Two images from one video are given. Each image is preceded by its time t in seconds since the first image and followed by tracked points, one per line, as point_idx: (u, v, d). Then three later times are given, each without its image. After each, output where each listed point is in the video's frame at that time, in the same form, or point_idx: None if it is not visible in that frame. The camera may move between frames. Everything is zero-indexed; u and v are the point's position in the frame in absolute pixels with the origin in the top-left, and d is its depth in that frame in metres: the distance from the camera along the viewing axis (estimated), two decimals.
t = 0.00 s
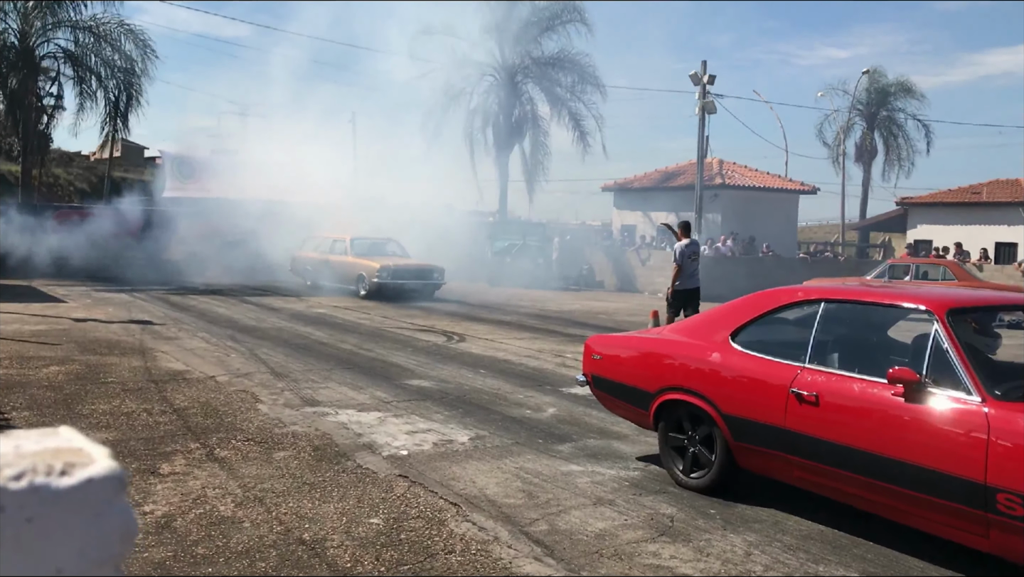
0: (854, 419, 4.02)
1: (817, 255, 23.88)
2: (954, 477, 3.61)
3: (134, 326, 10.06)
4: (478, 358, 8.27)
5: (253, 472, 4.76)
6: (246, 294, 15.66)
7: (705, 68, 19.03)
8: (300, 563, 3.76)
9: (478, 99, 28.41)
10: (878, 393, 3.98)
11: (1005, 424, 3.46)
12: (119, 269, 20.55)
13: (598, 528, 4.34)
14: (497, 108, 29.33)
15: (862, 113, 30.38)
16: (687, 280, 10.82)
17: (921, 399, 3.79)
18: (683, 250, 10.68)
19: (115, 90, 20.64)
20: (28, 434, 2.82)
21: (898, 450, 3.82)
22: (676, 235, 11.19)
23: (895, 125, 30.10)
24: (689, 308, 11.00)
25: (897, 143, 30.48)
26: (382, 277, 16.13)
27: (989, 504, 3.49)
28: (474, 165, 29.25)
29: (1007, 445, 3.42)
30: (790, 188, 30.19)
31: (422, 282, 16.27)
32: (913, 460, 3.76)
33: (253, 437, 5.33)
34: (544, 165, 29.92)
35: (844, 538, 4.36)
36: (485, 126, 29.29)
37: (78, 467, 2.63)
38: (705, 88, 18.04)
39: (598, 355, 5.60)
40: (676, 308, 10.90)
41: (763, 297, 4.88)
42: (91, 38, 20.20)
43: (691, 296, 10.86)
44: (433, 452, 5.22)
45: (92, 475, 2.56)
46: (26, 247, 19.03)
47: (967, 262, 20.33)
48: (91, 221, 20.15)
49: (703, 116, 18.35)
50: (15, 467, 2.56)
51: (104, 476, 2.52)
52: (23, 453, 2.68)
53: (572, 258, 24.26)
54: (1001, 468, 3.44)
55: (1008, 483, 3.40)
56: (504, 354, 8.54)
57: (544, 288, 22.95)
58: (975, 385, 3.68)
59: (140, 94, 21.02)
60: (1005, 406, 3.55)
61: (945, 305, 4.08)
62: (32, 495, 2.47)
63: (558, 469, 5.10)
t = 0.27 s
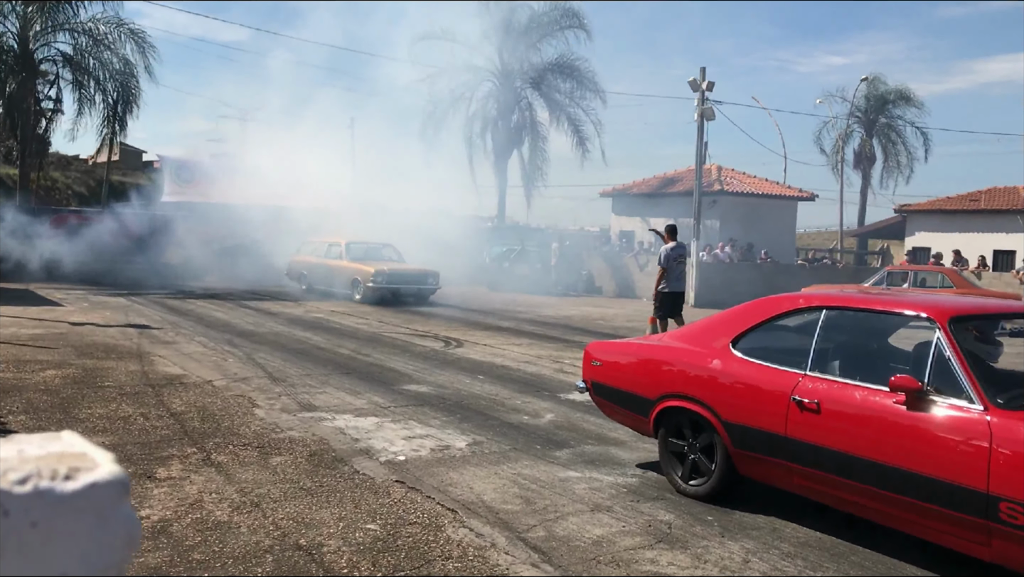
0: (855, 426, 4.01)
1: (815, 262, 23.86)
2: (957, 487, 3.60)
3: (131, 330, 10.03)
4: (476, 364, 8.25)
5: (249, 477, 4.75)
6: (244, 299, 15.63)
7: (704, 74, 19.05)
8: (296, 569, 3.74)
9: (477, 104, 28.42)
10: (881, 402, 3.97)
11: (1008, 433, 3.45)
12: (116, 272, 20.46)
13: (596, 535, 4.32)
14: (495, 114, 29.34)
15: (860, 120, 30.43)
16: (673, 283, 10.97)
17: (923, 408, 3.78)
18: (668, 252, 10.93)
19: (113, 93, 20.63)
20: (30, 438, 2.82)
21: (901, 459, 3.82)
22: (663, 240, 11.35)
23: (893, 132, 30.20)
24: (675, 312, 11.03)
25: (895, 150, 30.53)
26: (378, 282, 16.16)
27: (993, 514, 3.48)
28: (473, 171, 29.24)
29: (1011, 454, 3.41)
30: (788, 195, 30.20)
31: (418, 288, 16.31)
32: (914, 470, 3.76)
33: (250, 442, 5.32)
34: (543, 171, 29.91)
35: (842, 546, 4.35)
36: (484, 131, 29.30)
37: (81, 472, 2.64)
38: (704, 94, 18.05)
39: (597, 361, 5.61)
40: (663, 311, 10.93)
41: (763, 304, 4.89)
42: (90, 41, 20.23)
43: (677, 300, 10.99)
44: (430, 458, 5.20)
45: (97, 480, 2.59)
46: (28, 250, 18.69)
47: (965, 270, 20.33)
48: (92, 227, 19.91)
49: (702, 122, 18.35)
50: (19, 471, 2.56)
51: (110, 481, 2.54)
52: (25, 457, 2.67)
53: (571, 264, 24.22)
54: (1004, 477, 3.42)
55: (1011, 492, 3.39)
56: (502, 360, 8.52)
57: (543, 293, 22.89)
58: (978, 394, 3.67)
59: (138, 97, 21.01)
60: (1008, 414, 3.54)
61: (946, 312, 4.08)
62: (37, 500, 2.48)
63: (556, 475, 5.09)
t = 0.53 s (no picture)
0: (852, 428, 4.03)
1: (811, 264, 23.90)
2: (953, 488, 3.62)
3: (127, 329, 10.04)
4: (471, 363, 8.28)
5: (244, 476, 4.76)
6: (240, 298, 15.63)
7: (700, 76, 19.09)
8: (291, 567, 3.76)
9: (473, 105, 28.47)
10: (878, 403, 3.99)
11: (1005, 435, 3.47)
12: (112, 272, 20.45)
13: (590, 534, 4.34)
14: (491, 115, 29.39)
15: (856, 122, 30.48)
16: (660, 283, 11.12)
17: (921, 410, 3.80)
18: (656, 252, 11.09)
19: (110, 91, 20.64)
20: (27, 415, 2.77)
21: (898, 461, 3.83)
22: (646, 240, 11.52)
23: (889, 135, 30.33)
24: (665, 311, 11.25)
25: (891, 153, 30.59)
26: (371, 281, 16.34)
27: (990, 516, 3.49)
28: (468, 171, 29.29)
29: (1008, 456, 3.43)
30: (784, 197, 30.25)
31: (410, 288, 16.51)
32: (911, 471, 3.78)
33: (244, 441, 5.33)
34: (538, 173, 29.96)
35: (835, 546, 4.37)
36: (481, 132, 29.35)
37: (74, 442, 2.58)
38: (700, 96, 18.09)
39: (595, 362, 5.63)
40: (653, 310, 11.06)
41: (761, 305, 4.91)
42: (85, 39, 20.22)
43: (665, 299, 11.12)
44: (425, 457, 5.22)
45: (91, 452, 2.53)
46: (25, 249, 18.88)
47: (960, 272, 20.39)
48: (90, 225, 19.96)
49: (697, 124, 18.38)
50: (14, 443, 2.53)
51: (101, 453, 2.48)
52: (21, 432, 2.64)
53: (566, 265, 24.25)
54: (1000, 479, 3.44)
55: (1008, 494, 3.41)
56: (497, 360, 8.55)
57: (538, 294, 22.91)
58: (975, 396, 3.69)
59: (134, 95, 21.02)
60: (1006, 416, 3.56)
61: (944, 314, 4.10)
62: (29, 471, 2.45)
63: (551, 475, 5.10)
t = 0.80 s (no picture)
0: (848, 425, 4.04)
1: (804, 262, 23.97)
2: (948, 485, 3.64)
3: (119, 325, 10.03)
4: (464, 360, 8.29)
5: (237, 472, 4.76)
6: (233, 295, 15.61)
7: (693, 74, 19.10)
8: (283, 563, 3.77)
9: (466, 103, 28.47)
10: (873, 401, 4.00)
11: (1000, 432, 3.48)
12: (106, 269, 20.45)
13: (582, 530, 4.35)
14: (485, 113, 29.40)
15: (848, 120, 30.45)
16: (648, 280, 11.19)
17: (916, 407, 3.81)
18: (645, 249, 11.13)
19: (102, 86, 20.55)
20: None
21: (892, 457, 3.85)
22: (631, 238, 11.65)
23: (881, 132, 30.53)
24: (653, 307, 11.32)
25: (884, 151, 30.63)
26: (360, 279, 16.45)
27: (985, 512, 3.51)
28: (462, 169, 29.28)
29: (1003, 453, 3.44)
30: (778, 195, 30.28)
31: (400, 286, 16.65)
32: (905, 468, 3.80)
33: (237, 437, 5.33)
34: (532, 170, 29.96)
35: (827, 542, 4.39)
36: (473, 130, 29.37)
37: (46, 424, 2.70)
38: (693, 94, 18.10)
39: (589, 359, 5.64)
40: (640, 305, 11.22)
41: (756, 302, 4.92)
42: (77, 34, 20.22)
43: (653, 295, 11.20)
44: (418, 453, 5.23)
45: (62, 431, 2.63)
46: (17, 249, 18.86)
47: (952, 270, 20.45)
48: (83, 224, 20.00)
49: (690, 121, 18.39)
50: None
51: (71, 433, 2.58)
52: None
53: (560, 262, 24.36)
54: (996, 476, 3.45)
55: (1003, 491, 3.42)
56: (490, 357, 8.56)
57: (531, 291, 22.96)
58: (970, 393, 3.70)
59: (126, 89, 20.93)
60: (1001, 413, 3.57)
61: (939, 311, 4.11)
62: None
63: (543, 471, 5.11)
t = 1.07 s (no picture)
0: (844, 426, 4.05)
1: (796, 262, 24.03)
2: (943, 485, 3.65)
3: (110, 326, 10.00)
4: (456, 360, 8.29)
5: (229, 472, 4.76)
6: (225, 296, 15.57)
7: (686, 74, 19.12)
8: (275, 564, 3.76)
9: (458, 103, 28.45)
10: (869, 401, 4.01)
11: (996, 432, 3.50)
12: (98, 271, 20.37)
13: (575, 529, 4.35)
14: (478, 113, 29.40)
15: (840, 121, 30.50)
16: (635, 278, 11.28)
17: (912, 407, 3.82)
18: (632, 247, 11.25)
19: (93, 84, 20.49)
20: None
21: (888, 458, 3.86)
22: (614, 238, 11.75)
23: (873, 133, 30.52)
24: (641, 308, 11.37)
25: (876, 151, 30.73)
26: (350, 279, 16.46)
27: (981, 512, 3.52)
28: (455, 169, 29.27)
29: (998, 453, 3.46)
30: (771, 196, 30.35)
31: (390, 286, 16.67)
32: (901, 468, 3.81)
33: (228, 438, 5.32)
34: (525, 170, 29.96)
35: (819, 542, 4.40)
36: (466, 130, 29.38)
37: (40, 411, 2.67)
38: (685, 94, 18.12)
39: (584, 359, 5.64)
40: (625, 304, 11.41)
41: (752, 302, 4.93)
42: (68, 33, 20.22)
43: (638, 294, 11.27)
44: (410, 453, 5.23)
45: (53, 419, 2.60)
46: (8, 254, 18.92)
47: (943, 271, 20.52)
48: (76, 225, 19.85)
49: (683, 122, 18.41)
50: None
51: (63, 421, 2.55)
52: None
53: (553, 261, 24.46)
54: (991, 476, 3.47)
55: (999, 491, 3.44)
56: (483, 357, 8.56)
57: (523, 291, 23.01)
58: (966, 393, 3.72)
59: (118, 88, 20.87)
60: (997, 413, 3.58)
61: (935, 312, 4.12)
62: None
63: (536, 471, 5.12)
